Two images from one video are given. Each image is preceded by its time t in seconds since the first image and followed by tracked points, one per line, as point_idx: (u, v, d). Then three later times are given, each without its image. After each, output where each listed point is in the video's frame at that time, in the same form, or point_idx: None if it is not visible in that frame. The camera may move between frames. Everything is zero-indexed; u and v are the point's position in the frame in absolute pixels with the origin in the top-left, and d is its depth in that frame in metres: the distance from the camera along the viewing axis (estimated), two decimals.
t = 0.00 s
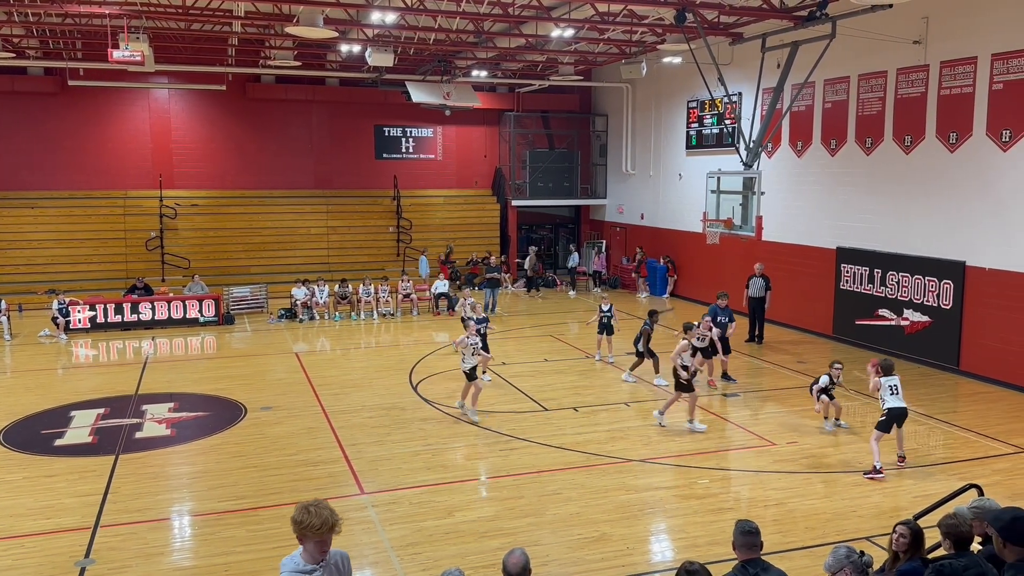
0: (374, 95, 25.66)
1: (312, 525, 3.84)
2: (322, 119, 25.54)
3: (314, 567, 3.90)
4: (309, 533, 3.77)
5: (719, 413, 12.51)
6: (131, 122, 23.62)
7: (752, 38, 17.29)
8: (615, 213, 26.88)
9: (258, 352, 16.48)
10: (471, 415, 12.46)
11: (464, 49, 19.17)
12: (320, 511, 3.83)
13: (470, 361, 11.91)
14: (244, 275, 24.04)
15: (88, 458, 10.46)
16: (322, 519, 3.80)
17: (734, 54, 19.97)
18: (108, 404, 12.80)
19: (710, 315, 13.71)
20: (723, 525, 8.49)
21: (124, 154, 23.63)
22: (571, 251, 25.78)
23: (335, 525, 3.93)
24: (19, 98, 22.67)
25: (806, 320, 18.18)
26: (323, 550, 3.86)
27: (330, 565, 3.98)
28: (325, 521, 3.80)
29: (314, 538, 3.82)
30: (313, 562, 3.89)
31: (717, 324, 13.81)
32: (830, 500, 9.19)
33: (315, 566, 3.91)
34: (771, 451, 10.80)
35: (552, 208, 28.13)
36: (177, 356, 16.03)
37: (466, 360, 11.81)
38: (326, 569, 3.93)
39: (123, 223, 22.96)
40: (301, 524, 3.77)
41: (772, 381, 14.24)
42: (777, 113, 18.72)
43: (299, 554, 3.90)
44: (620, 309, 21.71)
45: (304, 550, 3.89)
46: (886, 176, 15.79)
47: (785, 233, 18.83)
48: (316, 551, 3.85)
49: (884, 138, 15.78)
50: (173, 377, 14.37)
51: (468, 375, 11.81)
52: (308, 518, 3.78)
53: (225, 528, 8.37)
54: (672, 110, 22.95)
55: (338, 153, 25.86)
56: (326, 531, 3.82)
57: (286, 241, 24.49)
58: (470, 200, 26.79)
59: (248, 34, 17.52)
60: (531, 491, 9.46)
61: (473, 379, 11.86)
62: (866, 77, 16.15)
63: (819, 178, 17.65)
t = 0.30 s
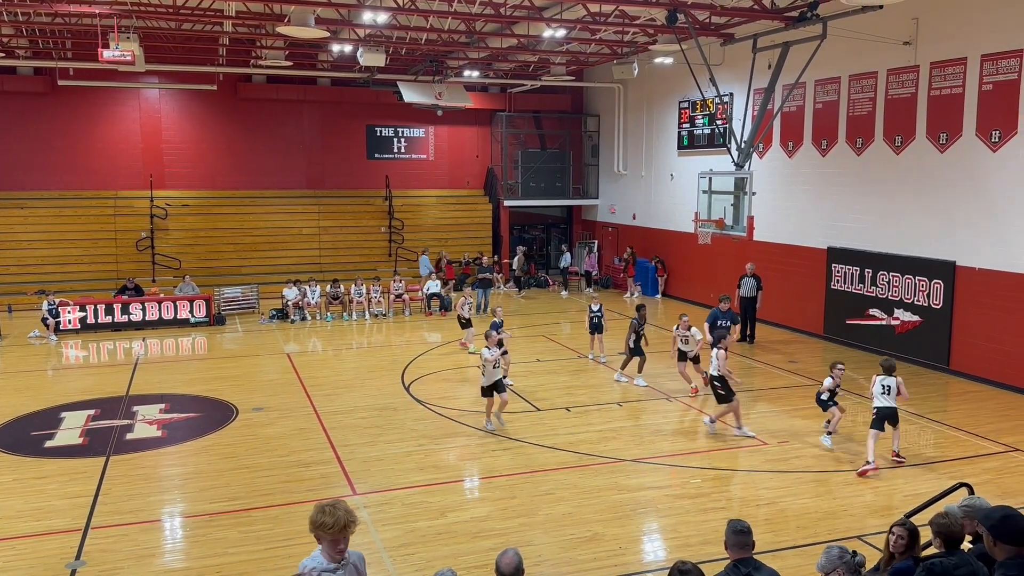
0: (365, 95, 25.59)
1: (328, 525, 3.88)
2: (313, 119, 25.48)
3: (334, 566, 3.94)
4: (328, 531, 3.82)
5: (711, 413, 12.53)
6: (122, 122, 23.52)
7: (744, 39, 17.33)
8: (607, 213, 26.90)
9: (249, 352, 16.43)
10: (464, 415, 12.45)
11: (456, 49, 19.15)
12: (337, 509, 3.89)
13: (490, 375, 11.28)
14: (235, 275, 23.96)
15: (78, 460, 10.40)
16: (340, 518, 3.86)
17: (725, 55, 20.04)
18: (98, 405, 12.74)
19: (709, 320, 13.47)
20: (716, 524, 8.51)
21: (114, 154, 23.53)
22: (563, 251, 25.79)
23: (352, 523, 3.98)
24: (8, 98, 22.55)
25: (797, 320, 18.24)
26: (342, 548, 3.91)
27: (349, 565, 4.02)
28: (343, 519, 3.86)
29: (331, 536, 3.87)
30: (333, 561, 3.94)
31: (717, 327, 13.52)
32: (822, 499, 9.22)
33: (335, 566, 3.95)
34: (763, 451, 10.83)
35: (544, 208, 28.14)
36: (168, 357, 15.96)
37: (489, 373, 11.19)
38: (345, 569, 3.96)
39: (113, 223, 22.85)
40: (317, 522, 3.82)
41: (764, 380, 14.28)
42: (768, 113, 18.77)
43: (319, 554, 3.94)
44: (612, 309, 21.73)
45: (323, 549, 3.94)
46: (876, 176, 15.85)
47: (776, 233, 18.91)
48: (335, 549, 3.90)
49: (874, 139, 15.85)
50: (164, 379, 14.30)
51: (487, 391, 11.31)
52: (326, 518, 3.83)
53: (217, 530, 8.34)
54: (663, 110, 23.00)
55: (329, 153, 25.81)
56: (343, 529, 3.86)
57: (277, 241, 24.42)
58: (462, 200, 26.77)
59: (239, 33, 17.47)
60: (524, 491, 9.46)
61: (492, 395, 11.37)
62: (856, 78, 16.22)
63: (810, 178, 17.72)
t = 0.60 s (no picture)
0: (357, 95, 25.54)
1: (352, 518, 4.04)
2: (305, 118, 25.43)
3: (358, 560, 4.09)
4: (351, 523, 3.98)
5: (703, 412, 12.55)
6: (112, 122, 23.42)
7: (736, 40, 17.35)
8: (599, 213, 26.93)
9: (240, 353, 16.39)
10: (456, 415, 12.45)
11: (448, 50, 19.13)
12: (361, 503, 4.05)
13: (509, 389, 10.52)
14: (226, 275, 23.89)
15: (69, 461, 10.36)
16: (362, 511, 4.01)
17: (717, 56, 20.08)
18: (89, 406, 12.67)
19: (709, 325, 13.21)
20: (708, 524, 8.53)
21: (104, 155, 23.43)
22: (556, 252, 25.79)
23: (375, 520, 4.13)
24: None
25: (789, 320, 18.30)
26: (364, 542, 4.05)
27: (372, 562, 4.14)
28: (365, 511, 4.01)
29: (353, 529, 4.01)
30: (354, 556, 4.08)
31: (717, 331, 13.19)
32: (814, 499, 9.24)
33: (358, 560, 4.10)
34: (755, 450, 10.85)
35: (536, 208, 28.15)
36: (159, 358, 15.90)
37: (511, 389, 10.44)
38: (368, 564, 4.09)
39: (104, 223, 22.76)
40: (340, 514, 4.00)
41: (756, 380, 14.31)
42: (760, 114, 18.83)
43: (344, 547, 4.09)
44: (605, 309, 21.75)
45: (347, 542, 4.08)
46: (867, 176, 15.91)
47: (768, 233, 18.97)
48: (357, 543, 4.04)
49: (865, 139, 15.91)
50: (155, 379, 14.25)
51: (508, 406, 10.53)
52: (350, 510, 3.99)
53: (209, 531, 8.31)
54: (655, 111, 23.04)
55: (321, 153, 25.76)
56: (365, 522, 4.01)
57: (268, 241, 24.36)
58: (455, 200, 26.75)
59: (230, 33, 17.42)
60: (516, 491, 9.45)
61: (512, 411, 10.59)
62: (847, 79, 16.28)
63: (800, 178, 17.79)
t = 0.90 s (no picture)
0: (350, 95, 25.51)
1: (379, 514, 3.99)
2: (298, 118, 25.39)
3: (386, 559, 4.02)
4: (379, 517, 3.93)
5: (696, 412, 12.59)
6: (104, 122, 23.35)
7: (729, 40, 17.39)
8: (593, 214, 26.96)
9: (232, 354, 16.36)
10: (449, 416, 12.45)
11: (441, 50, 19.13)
12: (386, 499, 4.02)
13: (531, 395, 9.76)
14: (218, 276, 23.84)
15: (60, 462, 10.32)
16: (387, 505, 3.97)
17: (709, 56, 20.14)
18: (80, 407, 12.62)
19: (711, 326, 13.22)
20: (700, 523, 8.55)
21: (95, 155, 23.35)
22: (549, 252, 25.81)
23: (401, 516, 4.06)
24: None
25: (781, 320, 18.36)
26: (391, 537, 3.99)
27: (399, 561, 4.08)
28: (390, 506, 3.97)
29: (379, 524, 3.96)
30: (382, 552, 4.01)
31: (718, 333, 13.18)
32: (806, 498, 9.27)
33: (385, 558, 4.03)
34: (747, 450, 10.88)
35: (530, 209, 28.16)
36: (151, 359, 15.85)
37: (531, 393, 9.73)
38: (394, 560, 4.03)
39: (95, 223, 22.68)
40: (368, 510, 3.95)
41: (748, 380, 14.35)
42: (752, 114, 18.88)
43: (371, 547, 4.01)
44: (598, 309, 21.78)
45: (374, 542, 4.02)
46: (859, 176, 15.97)
47: (760, 234, 19.04)
48: (385, 538, 3.98)
49: (857, 139, 15.97)
50: (147, 380, 14.21)
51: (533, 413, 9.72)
52: (377, 505, 3.95)
53: (202, 532, 8.30)
54: (648, 111, 23.07)
55: (314, 153, 25.73)
56: (390, 517, 3.95)
57: (261, 242, 24.31)
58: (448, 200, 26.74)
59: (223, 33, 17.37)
60: (509, 492, 9.46)
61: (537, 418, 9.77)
62: (839, 79, 16.34)
63: (793, 178, 17.85)
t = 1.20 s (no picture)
0: (345, 95, 25.49)
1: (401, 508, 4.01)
2: (292, 118, 25.35)
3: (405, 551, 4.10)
4: (397, 511, 3.96)
5: (690, 412, 12.62)
6: (98, 122, 23.26)
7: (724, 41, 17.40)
8: (587, 214, 26.98)
9: (226, 354, 16.34)
10: (444, 416, 12.46)
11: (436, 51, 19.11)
12: (408, 493, 4.02)
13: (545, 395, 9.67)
14: (212, 276, 23.80)
15: (54, 463, 10.29)
16: (406, 501, 3.97)
17: (704, 57, 20.17)
18: (74, 408, 12.58)
19: (716, 320, 13.33)
20: (695, 523, 8.57)
21: (89, 155, 23.27)
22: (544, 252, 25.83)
23: (422, 510, 4.07)
24: None
25: (776, 320, 18.39)
26: (409, 532, 4.05)
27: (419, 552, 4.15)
28: (409, 503, 3.96)
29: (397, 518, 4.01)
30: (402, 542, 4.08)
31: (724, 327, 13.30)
32: (800, 498, 9.29)
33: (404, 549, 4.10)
34: (741, 450, 10.90)
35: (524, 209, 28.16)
36: (145, 359, 15.80)
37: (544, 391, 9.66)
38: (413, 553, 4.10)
39: (89, 223, 22.62)
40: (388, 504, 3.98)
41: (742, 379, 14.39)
42: (746, 115, 18.93)
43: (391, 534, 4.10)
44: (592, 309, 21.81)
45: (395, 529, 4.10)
46: (853, 177, 16.02)
47: (754, 233, 19.10)
48: (402, 531, 4.04)
49: (851, 139, 16.02)
50: (141, 381, 14.17)
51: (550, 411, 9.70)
52: (396, 500, 3.97)
53: (196, 533, 8.28)
54: (643, 112, 23.09)
55: (309, 153, 25.70)
56: (409, 512, 3.98)
57: (255, 242, 24.27)
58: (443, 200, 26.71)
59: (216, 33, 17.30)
60: (504, 492, 9.46)
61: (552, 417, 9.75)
62: (833, 80, 16.38)
63: (786, 178, 17.90)
